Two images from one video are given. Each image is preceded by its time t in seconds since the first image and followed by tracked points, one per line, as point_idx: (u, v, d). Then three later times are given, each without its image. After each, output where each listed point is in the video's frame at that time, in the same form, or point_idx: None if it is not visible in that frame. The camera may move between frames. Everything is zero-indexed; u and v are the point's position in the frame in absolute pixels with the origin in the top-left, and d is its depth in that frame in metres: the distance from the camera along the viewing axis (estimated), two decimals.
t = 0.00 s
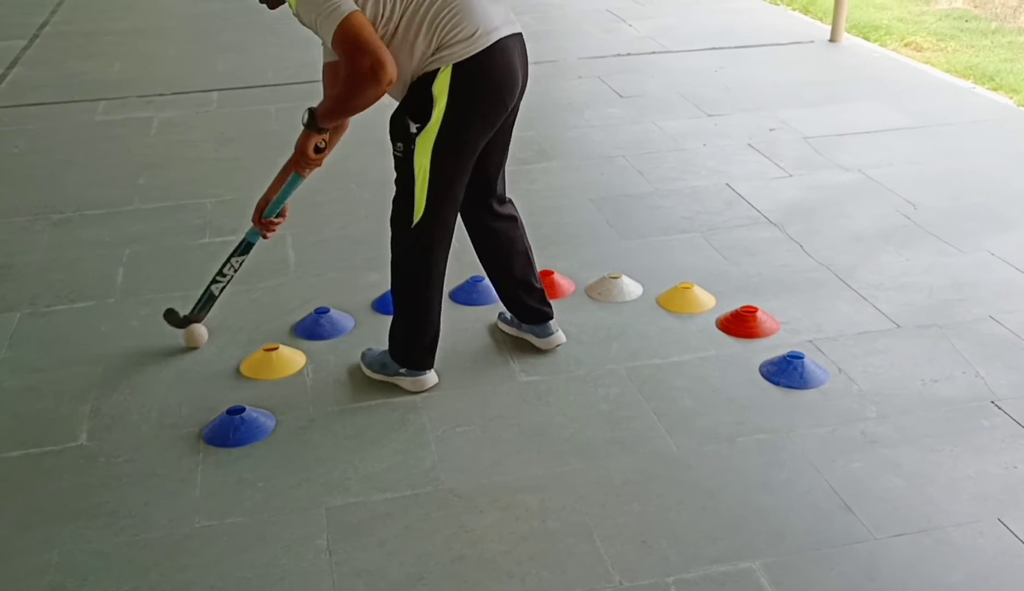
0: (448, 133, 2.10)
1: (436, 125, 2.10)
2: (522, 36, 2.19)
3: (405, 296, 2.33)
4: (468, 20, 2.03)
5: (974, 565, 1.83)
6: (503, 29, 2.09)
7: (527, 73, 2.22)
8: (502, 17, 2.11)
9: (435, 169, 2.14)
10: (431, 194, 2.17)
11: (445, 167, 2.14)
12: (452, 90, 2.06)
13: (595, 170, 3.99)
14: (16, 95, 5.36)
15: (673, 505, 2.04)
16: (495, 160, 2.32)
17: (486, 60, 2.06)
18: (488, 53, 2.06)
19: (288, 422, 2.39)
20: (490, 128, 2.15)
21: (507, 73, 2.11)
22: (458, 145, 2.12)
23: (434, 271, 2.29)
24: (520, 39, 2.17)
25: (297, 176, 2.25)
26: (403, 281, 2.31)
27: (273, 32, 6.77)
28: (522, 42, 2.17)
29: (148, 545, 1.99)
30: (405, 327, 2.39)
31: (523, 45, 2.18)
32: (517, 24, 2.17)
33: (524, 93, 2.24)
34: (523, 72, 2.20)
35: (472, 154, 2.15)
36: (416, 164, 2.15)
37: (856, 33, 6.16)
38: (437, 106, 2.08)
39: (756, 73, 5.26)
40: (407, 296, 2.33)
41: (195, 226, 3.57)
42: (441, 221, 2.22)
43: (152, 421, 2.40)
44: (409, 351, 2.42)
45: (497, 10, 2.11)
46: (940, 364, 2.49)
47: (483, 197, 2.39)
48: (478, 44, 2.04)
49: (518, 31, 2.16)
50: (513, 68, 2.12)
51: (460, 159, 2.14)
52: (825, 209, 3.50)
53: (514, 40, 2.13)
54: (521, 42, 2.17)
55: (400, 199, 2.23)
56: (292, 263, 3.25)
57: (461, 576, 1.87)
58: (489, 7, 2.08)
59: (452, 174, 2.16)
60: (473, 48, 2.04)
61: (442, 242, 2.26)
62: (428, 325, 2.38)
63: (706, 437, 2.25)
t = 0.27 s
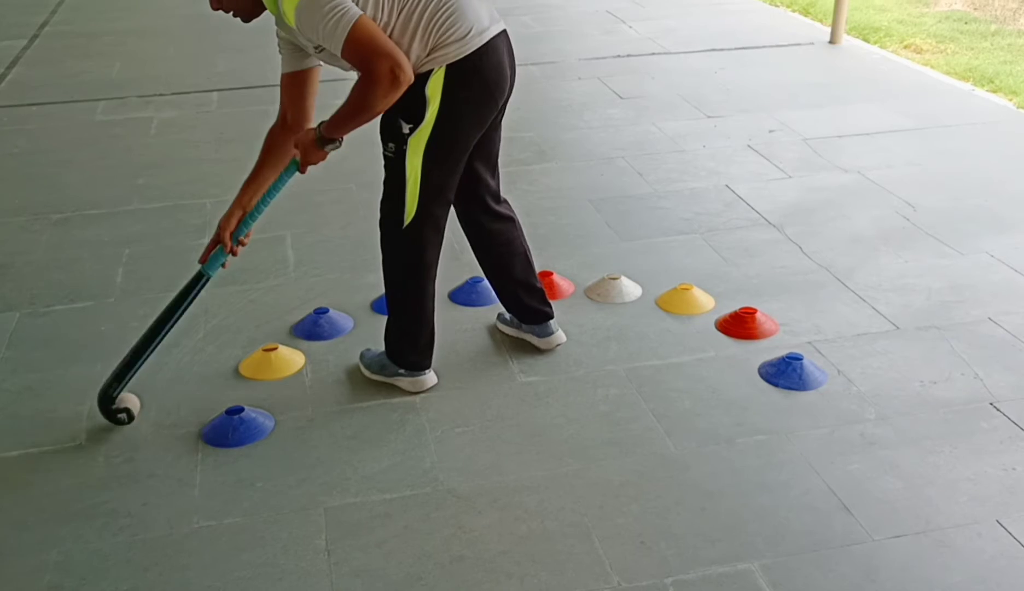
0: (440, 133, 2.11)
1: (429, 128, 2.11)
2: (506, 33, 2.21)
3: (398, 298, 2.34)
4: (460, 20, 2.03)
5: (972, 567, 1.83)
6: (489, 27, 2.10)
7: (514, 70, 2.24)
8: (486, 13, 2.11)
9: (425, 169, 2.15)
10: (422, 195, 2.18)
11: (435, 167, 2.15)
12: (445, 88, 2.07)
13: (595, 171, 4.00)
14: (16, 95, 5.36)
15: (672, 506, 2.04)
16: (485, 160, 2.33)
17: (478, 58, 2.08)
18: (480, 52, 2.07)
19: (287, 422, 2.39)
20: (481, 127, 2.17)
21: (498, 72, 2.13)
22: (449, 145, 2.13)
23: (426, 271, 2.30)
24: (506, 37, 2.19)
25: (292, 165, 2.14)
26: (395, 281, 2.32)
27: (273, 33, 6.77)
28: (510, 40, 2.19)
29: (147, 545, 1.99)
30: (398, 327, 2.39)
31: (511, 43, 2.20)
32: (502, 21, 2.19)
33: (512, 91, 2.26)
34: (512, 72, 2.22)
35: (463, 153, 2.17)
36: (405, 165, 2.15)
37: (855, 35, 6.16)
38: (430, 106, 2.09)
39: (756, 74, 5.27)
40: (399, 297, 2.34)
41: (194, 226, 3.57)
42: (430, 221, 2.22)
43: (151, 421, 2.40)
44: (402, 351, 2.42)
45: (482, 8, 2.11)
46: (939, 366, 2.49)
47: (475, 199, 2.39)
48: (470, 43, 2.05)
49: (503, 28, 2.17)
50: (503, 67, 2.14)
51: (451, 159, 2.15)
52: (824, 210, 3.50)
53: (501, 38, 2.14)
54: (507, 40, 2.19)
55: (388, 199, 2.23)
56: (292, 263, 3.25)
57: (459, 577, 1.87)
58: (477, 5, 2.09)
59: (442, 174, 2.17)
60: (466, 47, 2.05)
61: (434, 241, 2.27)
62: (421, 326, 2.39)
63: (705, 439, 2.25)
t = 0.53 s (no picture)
0: (444, 134, 2.12)
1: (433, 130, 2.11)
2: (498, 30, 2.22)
3: (398, 300, 2.34)
4: (460, 21, 2.04)
5: (970, 569, 1.84)
6: (487, 27, 2.12)
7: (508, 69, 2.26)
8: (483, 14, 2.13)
9: (430, 171, 2.15)
10: (427, 197, 2.18)
11: (439, 168, 2.16)
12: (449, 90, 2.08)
13: (594, 173, 4.00)
14: (16, 95, 5.36)
15: (670, 508, 2.04)
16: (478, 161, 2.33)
17: (479, 59, 2.09)
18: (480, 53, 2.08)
19: (286, 423, 2.39)
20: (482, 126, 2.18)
21: (496, 72, 2.14)
22: (453, 146, 2.14)
23: (428, 273, 2.30)
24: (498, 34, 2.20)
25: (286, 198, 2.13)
26: (396, 283, 2.31)
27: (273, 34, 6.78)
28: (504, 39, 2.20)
29: (146, 546, 1.99)
30: (398, 330, 2.39)
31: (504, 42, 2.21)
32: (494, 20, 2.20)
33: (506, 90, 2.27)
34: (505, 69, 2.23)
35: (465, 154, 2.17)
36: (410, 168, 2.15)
37: (855, 38, 6.17)
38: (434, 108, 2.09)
39: (755, 76, 5.27)
40: (400, 300, 2.33)
41: (194, 227, 3.57)
42: (434, 222, 2.23)
43: (150, 422, 2.40)
44: (402, 353, 2.42)
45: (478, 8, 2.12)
46: (937, 368, 2.50)
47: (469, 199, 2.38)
48: (471, 44, 2.06)
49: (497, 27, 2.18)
50: (500, 66, 2.15)
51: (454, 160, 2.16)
52: (823, 213, 3.51)
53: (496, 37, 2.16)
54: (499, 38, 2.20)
55: (390, 202, 2.23)
56: (291, 264, 3.25)
57: (458, 579, 1.87)
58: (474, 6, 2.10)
59: (446, 175, 2.17)
60: (467, 49, 2.06)
61: (436, 243, 2.27)
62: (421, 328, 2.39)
63: (704, 441, 2.25)
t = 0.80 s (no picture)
0: (436, 136, 2.12)
1: (424, 132, 2.11)
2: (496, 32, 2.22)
3: (393, 300, 2.35)
4: (455, 21, 2.04)
5: (967, 571, 1.84)
6: (483, 28, 2.12)
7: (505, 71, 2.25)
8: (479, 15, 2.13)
9: (422, 172, 2.15)
10: (420, 198, 2.19)
11: (432, 169, 2.16)
12: (441, 91, 2.08)
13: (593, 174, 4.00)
14: (15, 96, 5.36)
15: (668, 509, 2.04)
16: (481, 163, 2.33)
17: (473, 60, 2.09)
18: (474, 54, 2.08)
19: (284, 424, 2.39)
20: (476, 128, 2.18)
21: (491, 74, 2.14)
22: (445, 147, 2.14)
23: (423, 271, 2.30)
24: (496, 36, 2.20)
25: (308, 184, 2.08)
26: (392, 284, 2.32)
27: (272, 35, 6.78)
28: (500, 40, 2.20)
29: (143, 546, 1.99)
30: (394, 330, 2.40)
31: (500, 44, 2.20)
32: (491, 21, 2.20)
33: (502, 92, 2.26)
34: (502, 72, 2.22)
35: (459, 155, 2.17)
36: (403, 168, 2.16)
37: (853, 40, 6.17)
38: (426, 109, 2.09)
39: (754, 78, 5.27)
40: (396, 298, 2.34)
41: (193, 228, 3.57)
42: (428, 222, 2.23)
43: (148, 423, 2.40)
44: (398, 353, 2.42)
45: (474, 9, 2.13)
46: (935, 370, 2.50)
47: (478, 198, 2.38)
48: (465, 44, 2.06)
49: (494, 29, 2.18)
50: (495, 67, 2.15)
51: (447, 162, 2.16)
52: (822, 215, 3.51)
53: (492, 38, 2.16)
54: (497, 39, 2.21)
55: (385, 203, 2.23)
56: (290, 265, 3.25)
57: (455, 579, 1.88)
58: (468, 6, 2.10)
59: (439, 176, 2.17)
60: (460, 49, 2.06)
61: (430, 244, 2.27)
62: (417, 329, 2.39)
63: (702, 442, 2.26)
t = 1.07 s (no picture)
0: (430, 137, 2.12)
1: (418, 132, 2.12)
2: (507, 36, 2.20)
3: (392, 300, 2.35)
4: (454, 26, 2.03)
5: (965, 571, 1.84)
6: (486, 34, 2.10)
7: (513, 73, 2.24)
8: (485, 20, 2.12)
9: (416, 172, 2.16)
10: (413, 199, 2.19)
11: (427, 170, 2.16)
12: (435, 92, 2.08)
13: (591, 174, 4.00)
14: (14, 95, 5.35)
15: (666, 508, 2.05)
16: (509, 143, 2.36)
17: (471, 62, 2.07)
18: (473, 57, 2.07)
19: (283, 423, 2.39)
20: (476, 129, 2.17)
21: (492, 76, 2.12)
22: (440, 148, 2.14)
23: (420, 270, 2.30)
24: (507, 38, 2.19)
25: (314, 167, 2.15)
26: (390, 283, 2.32)
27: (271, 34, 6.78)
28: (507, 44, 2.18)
29: (142, 545, 1.99)
30: (393, 331, 2.40)
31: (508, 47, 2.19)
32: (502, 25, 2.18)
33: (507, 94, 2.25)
34: (507, 76, 2.21)
35: (456, 156, 2.17)
36: (397, 168, 2.17)
37: (852, 41, 6.18)
38: (420, 109, 2.10)
39: (753, 79, 5.28)
40: (393, 296, 2.34)
41: (192, 227, 3.57)
42: (422, 222, 2.23)
43: (147, 421, 2.40)
44: (397, 354, 2.42)
45: (482, 14, 2.11)
46: (933, 370, 2.50)
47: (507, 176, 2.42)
48: (462, 50, 2.05)
49: (503, 34, 2.16)
50: (497, 69, 2.13)
51: (442, 162, 2.15)
52: (821, 215, 3.51)
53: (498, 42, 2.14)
54: (507, 41, 2.19)
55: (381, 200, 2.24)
56: (289, 264, 3.25)
57: (453, 578, 1.88)
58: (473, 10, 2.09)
59: (434, 177, 2.17)
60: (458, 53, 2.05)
61: (425, 245, 2.27)
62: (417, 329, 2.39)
63: (701, 442, 2.26)
